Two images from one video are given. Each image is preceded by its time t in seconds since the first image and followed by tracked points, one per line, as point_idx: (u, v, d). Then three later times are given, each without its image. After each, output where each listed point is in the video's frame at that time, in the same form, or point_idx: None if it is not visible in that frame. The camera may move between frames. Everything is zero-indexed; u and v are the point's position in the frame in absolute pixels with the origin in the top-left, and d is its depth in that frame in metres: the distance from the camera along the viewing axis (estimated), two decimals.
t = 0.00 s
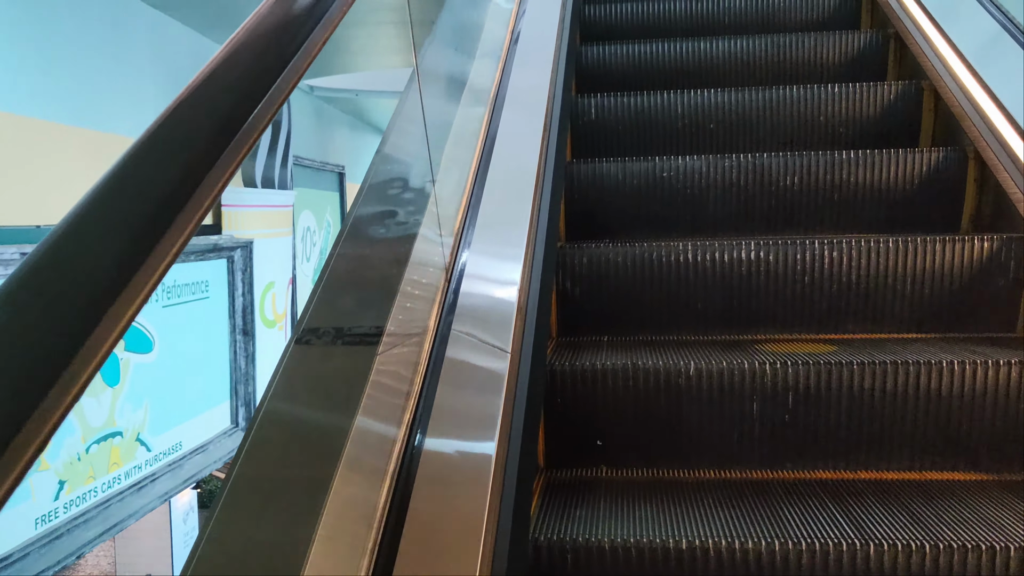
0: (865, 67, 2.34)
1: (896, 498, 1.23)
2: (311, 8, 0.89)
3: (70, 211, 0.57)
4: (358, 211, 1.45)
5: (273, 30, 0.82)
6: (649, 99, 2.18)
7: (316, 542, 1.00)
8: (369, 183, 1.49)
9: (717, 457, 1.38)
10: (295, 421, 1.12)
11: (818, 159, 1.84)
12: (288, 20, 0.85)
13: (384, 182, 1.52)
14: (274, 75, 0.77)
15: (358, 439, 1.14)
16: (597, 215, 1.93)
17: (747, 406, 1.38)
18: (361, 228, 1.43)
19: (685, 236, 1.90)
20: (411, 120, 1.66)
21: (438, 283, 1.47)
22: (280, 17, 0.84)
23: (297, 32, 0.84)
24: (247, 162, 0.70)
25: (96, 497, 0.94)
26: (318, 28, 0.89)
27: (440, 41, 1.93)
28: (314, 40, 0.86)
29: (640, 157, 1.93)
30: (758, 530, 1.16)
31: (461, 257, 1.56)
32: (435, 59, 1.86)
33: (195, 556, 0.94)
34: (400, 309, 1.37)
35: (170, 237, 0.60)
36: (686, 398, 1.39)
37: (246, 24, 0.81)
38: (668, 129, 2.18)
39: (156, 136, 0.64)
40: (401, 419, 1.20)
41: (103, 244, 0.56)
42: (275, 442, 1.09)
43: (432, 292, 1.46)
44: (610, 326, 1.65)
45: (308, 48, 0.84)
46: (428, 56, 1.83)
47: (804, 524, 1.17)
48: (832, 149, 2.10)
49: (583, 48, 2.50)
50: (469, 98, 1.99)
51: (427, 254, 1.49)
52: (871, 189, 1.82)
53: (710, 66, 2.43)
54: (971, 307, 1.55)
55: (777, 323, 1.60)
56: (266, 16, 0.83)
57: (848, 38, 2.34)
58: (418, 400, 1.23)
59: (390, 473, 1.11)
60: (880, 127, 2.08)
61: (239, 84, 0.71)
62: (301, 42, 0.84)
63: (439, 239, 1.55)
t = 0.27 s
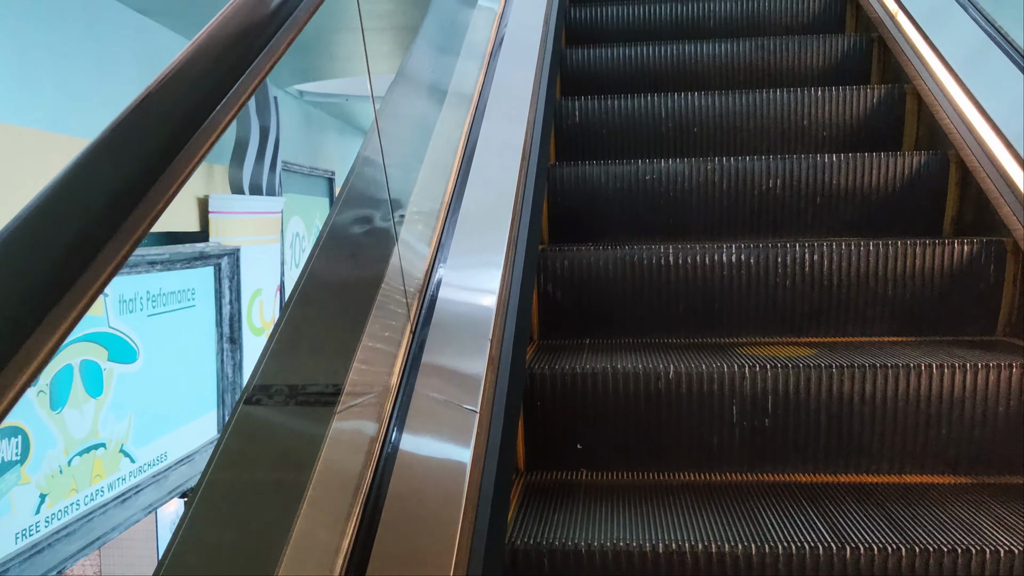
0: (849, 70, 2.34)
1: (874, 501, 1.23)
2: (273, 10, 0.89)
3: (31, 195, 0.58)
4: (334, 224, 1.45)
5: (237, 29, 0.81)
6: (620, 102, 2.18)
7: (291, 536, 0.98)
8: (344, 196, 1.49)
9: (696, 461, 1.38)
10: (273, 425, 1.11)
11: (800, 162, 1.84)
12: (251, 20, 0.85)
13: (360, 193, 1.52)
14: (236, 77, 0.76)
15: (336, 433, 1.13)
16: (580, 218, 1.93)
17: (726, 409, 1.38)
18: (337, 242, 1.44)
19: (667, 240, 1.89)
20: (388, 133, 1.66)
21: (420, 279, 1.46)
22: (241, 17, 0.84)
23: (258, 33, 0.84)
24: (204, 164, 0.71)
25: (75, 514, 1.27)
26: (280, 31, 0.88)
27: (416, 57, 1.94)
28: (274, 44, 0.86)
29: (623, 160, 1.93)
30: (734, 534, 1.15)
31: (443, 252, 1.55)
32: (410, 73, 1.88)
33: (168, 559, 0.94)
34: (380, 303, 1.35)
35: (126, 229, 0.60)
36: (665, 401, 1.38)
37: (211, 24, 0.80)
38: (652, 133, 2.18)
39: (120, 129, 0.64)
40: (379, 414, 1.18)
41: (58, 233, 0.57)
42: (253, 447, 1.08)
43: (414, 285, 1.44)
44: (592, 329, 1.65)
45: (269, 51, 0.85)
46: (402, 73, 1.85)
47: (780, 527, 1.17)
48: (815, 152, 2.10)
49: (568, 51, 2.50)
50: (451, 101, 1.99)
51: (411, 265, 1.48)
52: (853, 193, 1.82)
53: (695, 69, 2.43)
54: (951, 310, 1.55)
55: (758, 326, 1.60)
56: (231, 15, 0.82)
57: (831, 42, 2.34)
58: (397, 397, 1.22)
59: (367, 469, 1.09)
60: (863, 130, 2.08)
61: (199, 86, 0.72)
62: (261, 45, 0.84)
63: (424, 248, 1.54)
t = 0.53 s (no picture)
0: (834, 73, 2.35)
1: (853, 503, 1.23)
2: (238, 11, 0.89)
3: None
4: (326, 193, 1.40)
5: (200, 30, 0.81)
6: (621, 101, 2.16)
7: (268, 537, 0.99)
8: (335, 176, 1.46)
9: (676, 464, 1.38)
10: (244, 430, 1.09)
11: (782, 164, 1.84)
12: (217, 21, 0.85)
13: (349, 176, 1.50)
14: (198, 76, 0.76)
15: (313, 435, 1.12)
16: (564, 220, 1.92)
17: (707, 411, 1.37)
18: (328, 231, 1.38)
19: (651, 242, 1.89)
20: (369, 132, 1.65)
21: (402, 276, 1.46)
22: (206, 16, 0.84)
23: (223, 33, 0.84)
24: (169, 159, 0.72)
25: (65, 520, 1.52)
26: (248, 29, 0.88)
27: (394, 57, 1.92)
28: (242, 41, 0.86)
29: (606, 162, 1.92)
30: (712, 536, 1.15)
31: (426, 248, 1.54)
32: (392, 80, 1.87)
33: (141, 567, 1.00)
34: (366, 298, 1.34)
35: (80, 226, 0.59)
36: (646, 403, 1.38)
37: (177, 26, 0.80)
38: (637, 134, 2.18)
39: (77, 131, 0.63)
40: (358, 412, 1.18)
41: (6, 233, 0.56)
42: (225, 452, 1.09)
43: (394, 283, 1.44)
44: (575, 331, 1.64)
45: (237, 48, 0.84)
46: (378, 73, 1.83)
47: (758, 530, 1.17)
48: (799, 154, 2.10)
49: (554, 53, 2.50)
50: (435, 102, 1.99)
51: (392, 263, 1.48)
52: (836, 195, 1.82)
53: (680, 71, 2.44)
54: (933, 312, 1.55)
55: (741, 329, 1.60)
56: (195, 16, 0.82)
57: (816, 44, 2.35)
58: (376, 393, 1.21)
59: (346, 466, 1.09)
60: (847, 133, 2.08)
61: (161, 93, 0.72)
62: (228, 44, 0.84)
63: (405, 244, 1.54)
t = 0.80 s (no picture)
0: (815, 75, 2.36)
1: (829, 506, 1.23)
2: (188, 25, 0.90)
3: None
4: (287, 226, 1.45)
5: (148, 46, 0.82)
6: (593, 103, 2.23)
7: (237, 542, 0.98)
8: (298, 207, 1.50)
9: (654, 467, 1.38)
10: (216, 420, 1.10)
11: (763, 166, 1.84)
12: (166, 34, 0.86)
13: (313, 207, 1.55)
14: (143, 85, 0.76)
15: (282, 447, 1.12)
16: (545, 222, 1.92)
17: (684, 414, 1.37)
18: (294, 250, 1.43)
19: (632, 244, 1.89)
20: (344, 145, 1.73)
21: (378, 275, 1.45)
22: (156, 31, 0.85)
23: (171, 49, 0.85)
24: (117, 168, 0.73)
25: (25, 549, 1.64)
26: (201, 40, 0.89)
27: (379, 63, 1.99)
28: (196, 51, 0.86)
29: (587, 165, 1.92)
30: (687, 540, 1.15)
31: (405, 239, 1.53)
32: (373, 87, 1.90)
33: (112, 560, 1.08)
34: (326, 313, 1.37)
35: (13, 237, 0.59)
36: (623, 407, 1.38)
37: (124, 42, 0.81)
38: (619, 137, 2.18)
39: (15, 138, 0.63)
40: (330, 416, 1.18)
41: None
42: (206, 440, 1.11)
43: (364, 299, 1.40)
44: (556, 334, 1.64)
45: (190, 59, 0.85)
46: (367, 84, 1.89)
47: (733, 533, 1.16)
48: (781, 157, 2.11)
49: (536, 55, 2.50)
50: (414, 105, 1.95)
51: (367, 265, 1.48)
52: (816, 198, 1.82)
53: (662, 74, 2.44)
54: (912, 315, 1.56)
55: (721, 331, 1.60)
56: (144, 32, 0.84)
57: (799, 47, 2.35)
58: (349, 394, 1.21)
59: (317, 467, 1.10)
60: (828, 135, 2.09)
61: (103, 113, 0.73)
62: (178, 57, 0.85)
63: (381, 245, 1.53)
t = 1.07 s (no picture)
0: (798, 76, 2.36)
1: (805, 507, 1.23)
2: (149, 22, 0.91)
3: None
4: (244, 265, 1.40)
5: (109, 39, 0.84)
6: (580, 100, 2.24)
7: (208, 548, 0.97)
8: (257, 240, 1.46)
9: (632, 467, 1.37)
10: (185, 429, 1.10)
11: (744, 168, 1.84)
12: (127, 28, 0.87)
13: (276, 234, 1.50)
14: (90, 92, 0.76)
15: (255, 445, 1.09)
16: (527, 223, 1.92)
17: (662, 415, 1.37)
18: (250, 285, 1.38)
19: (614, 244, 1.89)
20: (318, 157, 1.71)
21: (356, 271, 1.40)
22: (119, 26, 0.87)
23: (132, 43, 0.86)
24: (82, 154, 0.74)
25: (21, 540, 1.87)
26: (162, 37, 0.91)
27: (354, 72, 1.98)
28: (155, 49, 0.89)
29: (569, 165, 1.92)
30: (662, 541, 1.14)
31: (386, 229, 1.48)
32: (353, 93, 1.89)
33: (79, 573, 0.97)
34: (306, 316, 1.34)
35: None
36: (601, 407, 1.37)
37: (87, 33, 0.83)
38: (601, 138, 2.18)
39: None
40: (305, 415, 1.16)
41: None
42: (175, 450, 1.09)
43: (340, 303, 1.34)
44: (536, 334, 1.64)
45: (150, 55, 0.87)
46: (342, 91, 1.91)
47: (710, 534, 1.16)
48: (763, 158, 2.11)
49: (520, 55, 2.49)
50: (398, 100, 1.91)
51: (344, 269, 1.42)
52: (799, 199, 1.82)
53: (645, 74, 2.44)
54: (890, 316, 1.56)
55: (701, 331, 1.60)
56: (109, 24, 0.85)
57: (782, 48, 2.36)
58: (325, 392, 1.18)
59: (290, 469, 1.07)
60: (810, 136, 2.09)
61: (71, 97, 0.74)
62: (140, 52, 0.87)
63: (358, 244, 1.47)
